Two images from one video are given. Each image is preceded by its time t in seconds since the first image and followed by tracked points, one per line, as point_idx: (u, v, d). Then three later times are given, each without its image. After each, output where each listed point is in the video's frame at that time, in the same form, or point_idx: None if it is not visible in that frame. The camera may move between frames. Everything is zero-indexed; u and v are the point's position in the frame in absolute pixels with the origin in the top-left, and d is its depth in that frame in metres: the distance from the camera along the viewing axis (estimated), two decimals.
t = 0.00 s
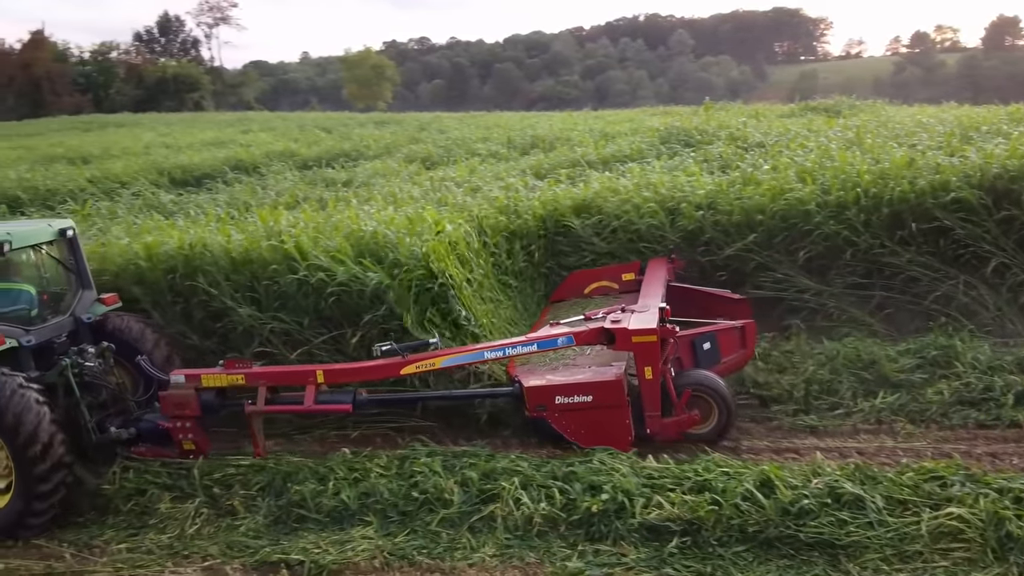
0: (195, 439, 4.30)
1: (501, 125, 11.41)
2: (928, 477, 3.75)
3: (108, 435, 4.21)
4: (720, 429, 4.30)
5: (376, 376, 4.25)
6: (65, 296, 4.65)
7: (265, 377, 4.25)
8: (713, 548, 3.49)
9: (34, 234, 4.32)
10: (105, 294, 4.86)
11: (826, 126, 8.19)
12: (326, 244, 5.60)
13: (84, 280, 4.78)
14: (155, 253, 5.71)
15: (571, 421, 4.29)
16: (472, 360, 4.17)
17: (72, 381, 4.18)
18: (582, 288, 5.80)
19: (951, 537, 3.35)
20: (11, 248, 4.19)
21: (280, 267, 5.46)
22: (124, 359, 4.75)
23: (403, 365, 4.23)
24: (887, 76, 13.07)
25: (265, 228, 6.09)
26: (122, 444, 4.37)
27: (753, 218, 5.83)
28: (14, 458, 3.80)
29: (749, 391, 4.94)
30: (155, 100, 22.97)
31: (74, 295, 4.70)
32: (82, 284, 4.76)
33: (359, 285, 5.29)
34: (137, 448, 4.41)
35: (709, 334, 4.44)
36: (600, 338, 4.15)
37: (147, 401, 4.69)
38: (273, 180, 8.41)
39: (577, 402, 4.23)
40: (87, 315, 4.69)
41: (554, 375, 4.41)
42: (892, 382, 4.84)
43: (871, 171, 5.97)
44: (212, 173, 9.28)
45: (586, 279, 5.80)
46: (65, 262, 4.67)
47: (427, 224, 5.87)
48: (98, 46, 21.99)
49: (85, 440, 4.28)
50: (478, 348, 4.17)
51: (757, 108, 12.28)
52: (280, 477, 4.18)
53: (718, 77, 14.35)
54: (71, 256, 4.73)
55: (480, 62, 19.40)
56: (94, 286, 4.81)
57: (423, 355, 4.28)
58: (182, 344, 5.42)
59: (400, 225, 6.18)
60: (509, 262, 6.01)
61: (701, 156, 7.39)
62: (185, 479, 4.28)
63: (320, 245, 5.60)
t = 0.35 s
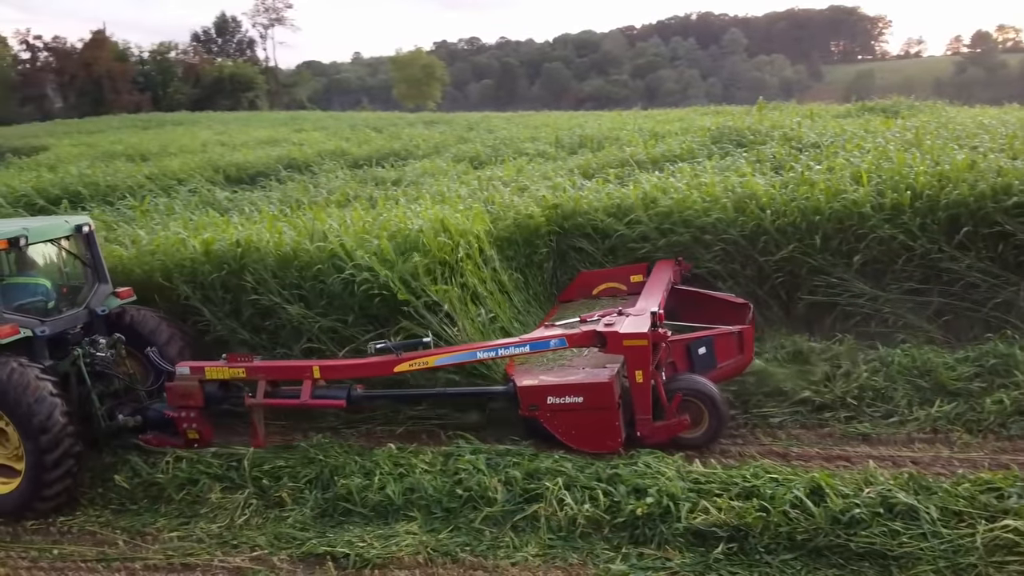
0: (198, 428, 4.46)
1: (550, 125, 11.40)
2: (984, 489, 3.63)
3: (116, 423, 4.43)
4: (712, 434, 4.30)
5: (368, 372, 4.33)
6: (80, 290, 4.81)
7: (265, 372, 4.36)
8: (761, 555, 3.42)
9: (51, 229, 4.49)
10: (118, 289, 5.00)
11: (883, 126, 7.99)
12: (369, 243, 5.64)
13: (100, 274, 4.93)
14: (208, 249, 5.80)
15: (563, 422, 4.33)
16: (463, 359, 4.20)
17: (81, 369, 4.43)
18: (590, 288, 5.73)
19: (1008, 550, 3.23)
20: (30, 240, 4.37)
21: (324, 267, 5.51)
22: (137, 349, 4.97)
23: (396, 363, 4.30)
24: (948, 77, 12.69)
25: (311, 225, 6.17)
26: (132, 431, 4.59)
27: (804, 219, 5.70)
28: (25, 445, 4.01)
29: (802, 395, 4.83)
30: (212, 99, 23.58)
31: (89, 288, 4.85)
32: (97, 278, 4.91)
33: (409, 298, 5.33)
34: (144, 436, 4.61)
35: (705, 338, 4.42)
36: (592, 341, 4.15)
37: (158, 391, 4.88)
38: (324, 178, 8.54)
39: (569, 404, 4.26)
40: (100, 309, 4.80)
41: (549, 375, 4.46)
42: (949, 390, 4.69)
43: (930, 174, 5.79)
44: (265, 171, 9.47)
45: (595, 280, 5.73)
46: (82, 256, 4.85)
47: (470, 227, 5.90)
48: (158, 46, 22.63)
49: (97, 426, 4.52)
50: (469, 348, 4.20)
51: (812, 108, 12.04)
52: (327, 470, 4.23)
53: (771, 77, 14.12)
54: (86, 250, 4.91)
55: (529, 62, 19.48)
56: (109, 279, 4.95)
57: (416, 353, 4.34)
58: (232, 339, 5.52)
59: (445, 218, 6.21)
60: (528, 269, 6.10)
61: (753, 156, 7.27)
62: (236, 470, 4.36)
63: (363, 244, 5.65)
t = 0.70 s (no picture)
0: (196, 419, 4.56)
1: (590, 125, 11.37)
2: None
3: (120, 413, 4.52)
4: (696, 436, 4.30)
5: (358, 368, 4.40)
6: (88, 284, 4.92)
7: (259, 366, 4.46)
8: (800, 562, 3.37)
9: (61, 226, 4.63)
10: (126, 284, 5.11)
11: (931, 127, 7.81)
12: (416, 247, 5.71)
13: (109, 269, 5.04)
14: (244, 247, 5.88)
15: (549, 420, 4.37)
16: (450, 356, 4.24)
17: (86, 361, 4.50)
18: (591, 289, 5.78)
19: None
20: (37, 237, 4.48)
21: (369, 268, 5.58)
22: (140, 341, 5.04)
23: (385, 359, 4.34)
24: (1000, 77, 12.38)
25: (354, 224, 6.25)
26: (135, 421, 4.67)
27: (846, 221, 5.60)
28: (31, 434, 4.16)
29: (843, 400, 4.75)
30: (255, 99, 24.03)
31: (97, 282, 4.96)
32: (105, 273, 5.02)
33: (433, 309, 5.42)
34: (146, 426, 4.70)
35: (692, 340, 4.51)
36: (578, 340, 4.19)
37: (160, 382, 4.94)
38: (365, 177, 8.64)
39: (554, 402, 4.30)
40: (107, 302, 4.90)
41: (536, 373, 4.51)
42: (997, 398, 4.56)
43: (979, 175, 5.65)
44: (307, 170, 9.60)
45: (596, 281, 5.77)
46: (91, 252, 4.97)
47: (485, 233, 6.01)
48: (203, 46, 23.09)
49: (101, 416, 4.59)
50: (456, 346, 4.24)
51: (857, 108, 11.83)
52: (364, 466, 4.26)
53: (816, 76, 13.92)
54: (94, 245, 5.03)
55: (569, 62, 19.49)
56: (117, 274, 5.06)
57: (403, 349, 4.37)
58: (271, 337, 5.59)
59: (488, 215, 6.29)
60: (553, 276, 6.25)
61: (797, 157, 7.16)
62: (275, 464, 4.41)
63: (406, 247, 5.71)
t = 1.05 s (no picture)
0: (208, 410, 4.74)
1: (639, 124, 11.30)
2: None
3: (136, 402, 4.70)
4: (688, 436, 4.38)
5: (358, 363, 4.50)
6: (110, 277, 5.12)
7: (266, 359, 4.60)
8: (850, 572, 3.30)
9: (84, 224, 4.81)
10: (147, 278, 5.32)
11: (995, 127, 7.56)
12: (462, 255, 5.73)
13: (130, 264, 5.24)
14: (290, 245, 5.97)
15: (544, 417, 4.47)
16: (447, 353, 4.37)
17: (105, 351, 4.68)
18: (598, 291, 5.84)
19: None
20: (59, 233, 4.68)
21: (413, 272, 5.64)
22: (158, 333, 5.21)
23: (383, 354, 4.44)
24: None
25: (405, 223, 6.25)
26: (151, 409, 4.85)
27: (902, 224, 5.45)
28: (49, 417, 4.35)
29: (897, 407, 4.63)
30: (307, 99, 24.50)
31: (119, 276, 5.17)
32: (126, 268, 5.22)
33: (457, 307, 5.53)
34: (162, 414, 4.90)
35: (687, 342, 4.59)
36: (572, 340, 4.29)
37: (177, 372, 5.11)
38: (414, 176, 8.74)
39: (548, 400, 4.41)
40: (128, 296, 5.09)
41: (533, 371, 4.61)
42: None
43: None
44: (358, 168, 9.73)
45: (604, 283, 5.83)
46: (113, 247, 5.17)
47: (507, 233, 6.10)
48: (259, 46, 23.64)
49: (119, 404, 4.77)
50: (454, 343, 4.37)
51: (916, 108, 11.53)
52: (410, 462, 4.30)
53: (873, 76, 13.60)
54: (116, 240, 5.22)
55: (619, 62, 19.41)
56: (138, 268, 5.25)
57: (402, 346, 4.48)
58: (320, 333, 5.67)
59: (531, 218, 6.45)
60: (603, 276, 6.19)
61: (853, 158, 7.01)
62: (324, 457, 4.48)
63: (452, 254, 5.76)
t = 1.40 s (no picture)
0: (233, 396, 4.94)
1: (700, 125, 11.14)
2: None
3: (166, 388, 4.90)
4: (691, 435, 4.40)
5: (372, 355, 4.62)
6: (146, 270, 5.30)
7: (287, 350, 4.75)
8: None
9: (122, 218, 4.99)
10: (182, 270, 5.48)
11: None
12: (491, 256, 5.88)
13: (166, 257, 5.41)
14: (345, 243, 6.04)
15: (551, 413, 4.53)
16: (455, 348, 4.44)
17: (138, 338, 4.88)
18: (619, 290, 5.90)
19: None
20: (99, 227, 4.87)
21: (468, 274, 5.63)
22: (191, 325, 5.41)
23: (397, 347, 4.57)
24: None
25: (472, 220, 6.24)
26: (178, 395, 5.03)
27: (974, 227, 5.25)
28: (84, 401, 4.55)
29: (965, 417, 4.46)
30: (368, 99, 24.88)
31: (155, 268, 5.35)
32: (162, 260, 5.39)
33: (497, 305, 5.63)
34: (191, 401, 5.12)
35: (695, 342, 4.57)
36: (578, 337, 4.33)
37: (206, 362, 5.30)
38: (472, 176, 8.80)
39: (554, 396, 4.47)
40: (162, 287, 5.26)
41: (542, 367, 4.66)
42: None
43: None
44: (418, 167, 9.84)
45: (624, 283, 5.89)
46: (149, 241, 5.36)
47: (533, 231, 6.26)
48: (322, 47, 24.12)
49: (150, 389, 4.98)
50: (463, 338, 4.43)
51: (993, 109, 11.06)
52: (463, 458, 4.32)
53: (946, 76, 13.12)
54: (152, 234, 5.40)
55: (680, 62, 19.20)
56: (173, 261, 5.42)
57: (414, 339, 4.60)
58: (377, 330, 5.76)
59: (566, 222, 6.54)
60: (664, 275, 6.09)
61: (923, 160, 6.77)
62: (379, 451, 4.54)
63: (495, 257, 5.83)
